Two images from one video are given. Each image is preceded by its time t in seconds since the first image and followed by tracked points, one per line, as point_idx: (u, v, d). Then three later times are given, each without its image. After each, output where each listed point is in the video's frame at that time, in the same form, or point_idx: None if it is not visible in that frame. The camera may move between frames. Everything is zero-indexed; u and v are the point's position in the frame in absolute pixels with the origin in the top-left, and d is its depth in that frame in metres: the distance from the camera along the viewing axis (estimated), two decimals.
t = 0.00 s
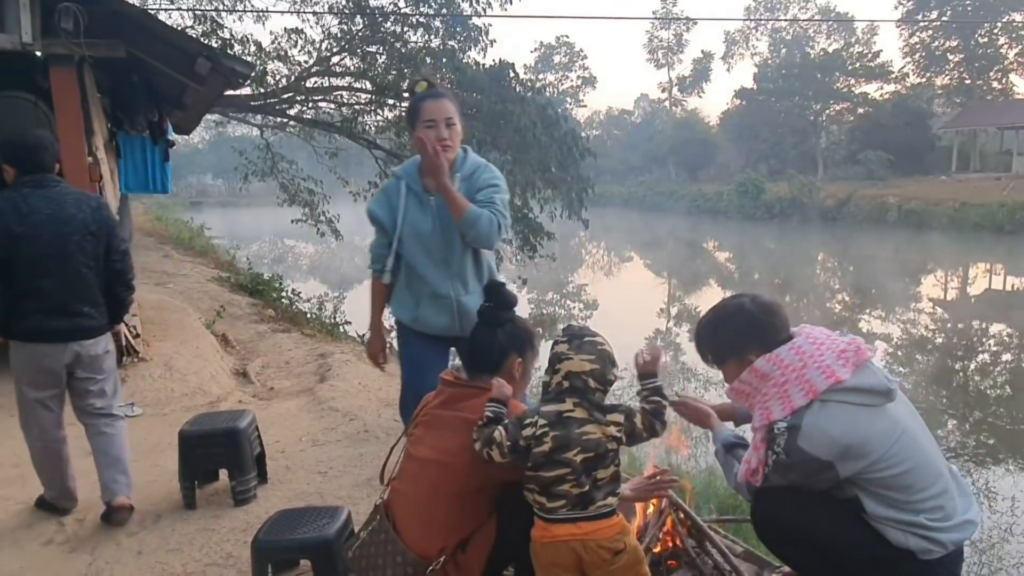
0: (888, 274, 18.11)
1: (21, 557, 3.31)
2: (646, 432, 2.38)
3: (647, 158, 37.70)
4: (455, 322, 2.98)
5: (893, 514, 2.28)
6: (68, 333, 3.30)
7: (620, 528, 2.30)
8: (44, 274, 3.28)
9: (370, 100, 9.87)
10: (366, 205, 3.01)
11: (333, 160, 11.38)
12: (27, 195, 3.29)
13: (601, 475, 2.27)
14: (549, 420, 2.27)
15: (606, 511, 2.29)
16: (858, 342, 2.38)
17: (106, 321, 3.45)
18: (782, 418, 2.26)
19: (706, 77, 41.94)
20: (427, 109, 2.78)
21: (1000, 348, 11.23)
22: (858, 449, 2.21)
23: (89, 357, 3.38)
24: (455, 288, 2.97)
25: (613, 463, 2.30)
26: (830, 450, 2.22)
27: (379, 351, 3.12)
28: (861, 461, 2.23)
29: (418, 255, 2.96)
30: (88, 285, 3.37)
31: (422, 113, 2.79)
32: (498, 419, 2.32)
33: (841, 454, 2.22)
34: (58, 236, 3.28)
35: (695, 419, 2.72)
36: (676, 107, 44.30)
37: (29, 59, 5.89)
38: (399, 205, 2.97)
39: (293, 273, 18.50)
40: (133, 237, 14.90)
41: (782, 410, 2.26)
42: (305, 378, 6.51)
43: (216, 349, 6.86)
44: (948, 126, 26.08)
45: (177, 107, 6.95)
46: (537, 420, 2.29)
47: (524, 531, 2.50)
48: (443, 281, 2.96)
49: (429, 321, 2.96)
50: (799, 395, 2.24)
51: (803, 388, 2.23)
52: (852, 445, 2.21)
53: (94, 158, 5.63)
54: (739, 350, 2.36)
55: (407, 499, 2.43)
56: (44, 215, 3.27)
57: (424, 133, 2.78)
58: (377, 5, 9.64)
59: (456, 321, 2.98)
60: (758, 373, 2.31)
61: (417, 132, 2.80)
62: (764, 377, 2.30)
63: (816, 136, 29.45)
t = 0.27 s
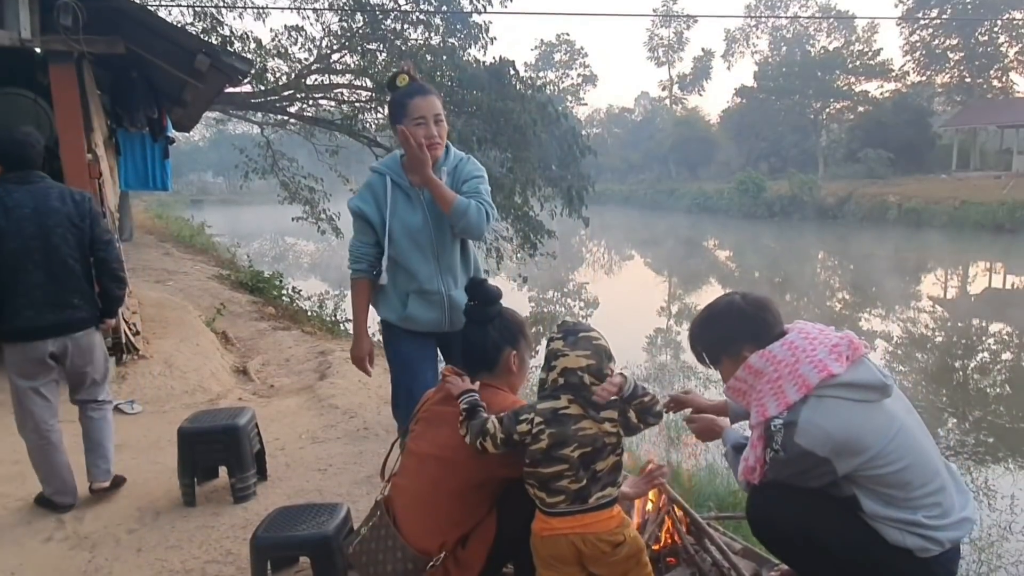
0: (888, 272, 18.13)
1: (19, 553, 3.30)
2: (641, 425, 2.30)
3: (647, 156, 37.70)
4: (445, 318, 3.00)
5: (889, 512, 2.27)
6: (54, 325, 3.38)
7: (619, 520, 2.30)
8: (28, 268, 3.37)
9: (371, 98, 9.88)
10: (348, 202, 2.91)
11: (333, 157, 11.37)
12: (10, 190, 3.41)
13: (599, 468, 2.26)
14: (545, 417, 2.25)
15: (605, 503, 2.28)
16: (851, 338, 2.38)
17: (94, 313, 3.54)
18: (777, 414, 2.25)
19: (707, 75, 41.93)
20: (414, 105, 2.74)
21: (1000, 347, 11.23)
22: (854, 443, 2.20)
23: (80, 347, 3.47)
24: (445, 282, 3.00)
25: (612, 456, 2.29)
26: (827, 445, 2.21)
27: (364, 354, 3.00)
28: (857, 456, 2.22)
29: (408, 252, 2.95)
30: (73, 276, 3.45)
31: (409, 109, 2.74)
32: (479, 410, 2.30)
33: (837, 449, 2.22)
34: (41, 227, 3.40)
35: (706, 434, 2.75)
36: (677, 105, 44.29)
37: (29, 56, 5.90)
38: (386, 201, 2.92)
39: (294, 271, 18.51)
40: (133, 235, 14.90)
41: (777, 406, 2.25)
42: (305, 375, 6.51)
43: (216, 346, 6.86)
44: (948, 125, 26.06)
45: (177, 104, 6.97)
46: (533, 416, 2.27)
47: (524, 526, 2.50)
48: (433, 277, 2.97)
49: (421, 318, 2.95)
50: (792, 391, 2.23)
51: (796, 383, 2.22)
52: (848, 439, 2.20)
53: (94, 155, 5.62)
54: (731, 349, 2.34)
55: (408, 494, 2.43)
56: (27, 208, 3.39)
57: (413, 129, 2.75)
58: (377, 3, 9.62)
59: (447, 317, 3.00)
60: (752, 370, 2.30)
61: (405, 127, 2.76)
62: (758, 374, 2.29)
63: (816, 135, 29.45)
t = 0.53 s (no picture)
0: (888, 271, 18.12)
1: (19, 551, 3.30)
2: (637, 427, 2.26)
3: (647, 154, 37.69)
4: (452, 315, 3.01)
5: (891, 507, 2.27)
6: (53, 326, 3.44)
7: (615, 518, 2.29)
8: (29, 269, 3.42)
9: (371, 96, 9.85)
10: (356, 196, 2.90)
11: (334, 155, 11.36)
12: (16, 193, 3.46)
13: (595, 466, 2.26)
14: (542, 412, 2.25)
15: (601, 501, 2.27)
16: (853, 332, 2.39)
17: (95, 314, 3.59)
18: (781, 407, 2.24)
19: (706, 73, 41.92)
20: (424, 98, 2.75)
21: (1000, 346, 11.23)
22: (858, 436, 2.19)
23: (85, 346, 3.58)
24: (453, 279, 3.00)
25: (608, 454, 2.28)
26: (831, 437, 2.20)
27: (392, 351, 2.92)
28: (860, 450, 2.21)
29: (416, 247, 2.93)
30: (74, 278, 3.50)
31: (418, 103, 2.75)
32: (472, 414, 2.32)
33: (841, 442, 2.21)
34: (45, 229, 3.44)
35: (705, 442, 2.74)
36: (677, 103, 44.26)
37: (29, 52, 5.89)
38: (395, 197, 2.91)
39: (294, 269, 18.50)
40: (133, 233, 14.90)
41: (781, 398, 2.24)
42: (305, 373, 6.51)
43: (217, 344, 6.86)
44: (949, 123, 26.05)
45: (176, 100, 6.99)
46: (529, 410, 2.26)
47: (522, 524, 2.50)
48: (441, 273, 2.97)
49: (429, 315, 2.96)
50: (796, 382, 2.22)
51: (800, 374, 2.22)
52: (853, 431, 2.19)
53: (94, 152, 5.61)
54: (736, 341, 2.37)
55: (407, 490, 2.43)
56: (29, 210, 3.44)
57: (422, 123, 2.75)
58: None
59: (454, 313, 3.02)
60: (755, 362, 2.30)
61: (414, 121, 2.76)
62: (761, 367, 2.29)
63: (816, 133, 29.42)
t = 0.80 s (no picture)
0: (888, 269, 18.13)
1: (19, 548, 3.30)
2: (629, 428, 2.26)
3: (647, 153, 37.68)
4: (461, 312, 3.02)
5: (894, 505, 2.26)
6: (71, 318, 3.65)
7: (610, 516, 2.29)
8: (51, 264, 3.62)
9: (371, 94, 9.85)
10: (369, 191, 2.91)
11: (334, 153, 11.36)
12: (38, 189, 3.66)
13: (588, 465, 2.25)
14: (537, 408, 2.25)
15: (593, 500, 2.27)
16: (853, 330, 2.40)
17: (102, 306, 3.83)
18: (784, 403, 2.24)
19: (707, 71, 41.87)
20: (440, 96, 2.75)
21: (1000, 345, 11.23)
22: (860, 431, 2.19)
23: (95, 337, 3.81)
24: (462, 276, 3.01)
25: (601, 453, 2.28)
26: (834, 432, 2.20)
27: (398, 346, 2.92)
28: (862, 446, 2.21)
29: (427, 244, 2.94)
30: (90, 273, 3.74)
31: (434, 100, 2.75)
32: (471, 410, 2.33)
33: (844, 438, 2.20)
34: (66, 226, 3.66)
35: (706, 449, 2.74)
36: (677, 102, 44.24)
37: (30, 49, 5.90)
38: (408, 193, 2.92)
39: (294, 267, 18.50)
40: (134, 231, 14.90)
41: (783, 394, 2.24)
42: (305, 371, 6.51)
43: (217, 342, 6.86)
44: (949, 122, 26.03)
45: (177, 98, 7.00)
46: (525, 406, 2.26)
47: (521, 522, 2.49)
48: (452, 270, 2.98)
49: (438, 311, 2.96)
50: (798, 377, 2.23)
51: (802, 369, 2.23)
52: (854, 427, 2.19)
53: (94, 150, 5.60)
54: (737, 338, 2.37)
55: (406, 486, 2.44)
56: (52, 206, 3.64)
57: (437, 120, 2.76)
58: None
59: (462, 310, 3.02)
60: (757, 358, 2.31)
61: (429, 118, 2.77)
62: (762, 363, 2.30)
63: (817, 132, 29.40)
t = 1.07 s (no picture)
0: (888, 268, 18.12)
1: (20, 547, 3.31)
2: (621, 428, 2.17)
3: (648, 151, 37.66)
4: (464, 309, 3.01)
5: (897, 500, 2.26)
6: (77, 307, 3.77)
7: (608, 515, 2.27)
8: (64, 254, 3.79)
9: (371, 92, 9.84)
10: (373, 188, 2.93)
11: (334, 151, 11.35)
12: (54, 183, 3.86)
13: (584, 464, 2.24)
14: (532, 407, 2.25)
15: (589, 499, 2.26)
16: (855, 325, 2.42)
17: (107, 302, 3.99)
18: (793, 394, 2.22)
19: (707, 70, 41.84)
20: (443, 94, 2.76)
21: (1000, 343, 11.23)
22: (870, 423, 2.18)
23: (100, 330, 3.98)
24: (464, 274, 3.01)
25: (597, 452, 2.26)
26: (845, 424, 2.18)
27: (400, 343, 2.92)
28: (870, 439, 2.20)
29: (429, 241, 2.94)
30: (99, 267, 3.90)
31: (438, 98, 2.77)
32: (470, 409, 2.33)
33: (854, 430, 2.19)
34: (81, 219, 3.86)
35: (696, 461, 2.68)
36: (678, 100, 44.20)
37: (30, 46, 5.91)
38: (410, 190, 2.93)
39: (295, 265, 18.47)
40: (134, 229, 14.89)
41: (793, 386, 2.22)
42: (305, 370, 6.51)
43: (217, 340, 6.86)
44: (949, 121, 26.00)
45: (177, 96, 7.00)
46: (521, 406, 2.27)
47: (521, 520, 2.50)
48: (453, 267, 2.97)
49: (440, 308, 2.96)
50: (807, 369, 2.22)
51: (812, 361, 2.22)
52: (865, 419, 2.18)
53: (94, 148, 5.59)
54: (743, 331, 2.37)
55: (406, 484, 2.44)
56: (68, 200, 3.86)
57: (440, 118, 2.77)
58: None
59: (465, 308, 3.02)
60: (765, 351, 2.30)
61: (433, 116, 2.78)
62: (771, 356, 2.29)
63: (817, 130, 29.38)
